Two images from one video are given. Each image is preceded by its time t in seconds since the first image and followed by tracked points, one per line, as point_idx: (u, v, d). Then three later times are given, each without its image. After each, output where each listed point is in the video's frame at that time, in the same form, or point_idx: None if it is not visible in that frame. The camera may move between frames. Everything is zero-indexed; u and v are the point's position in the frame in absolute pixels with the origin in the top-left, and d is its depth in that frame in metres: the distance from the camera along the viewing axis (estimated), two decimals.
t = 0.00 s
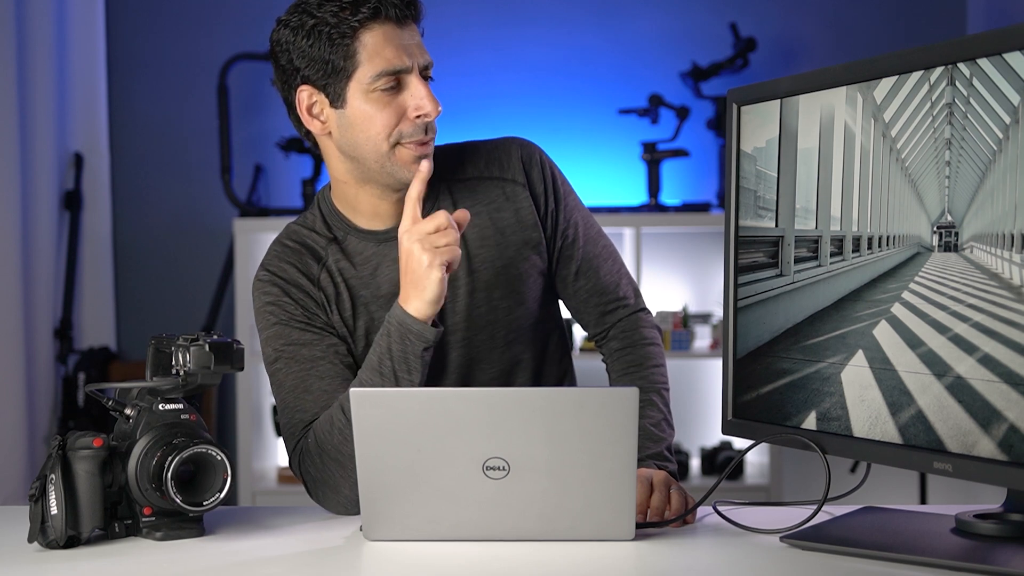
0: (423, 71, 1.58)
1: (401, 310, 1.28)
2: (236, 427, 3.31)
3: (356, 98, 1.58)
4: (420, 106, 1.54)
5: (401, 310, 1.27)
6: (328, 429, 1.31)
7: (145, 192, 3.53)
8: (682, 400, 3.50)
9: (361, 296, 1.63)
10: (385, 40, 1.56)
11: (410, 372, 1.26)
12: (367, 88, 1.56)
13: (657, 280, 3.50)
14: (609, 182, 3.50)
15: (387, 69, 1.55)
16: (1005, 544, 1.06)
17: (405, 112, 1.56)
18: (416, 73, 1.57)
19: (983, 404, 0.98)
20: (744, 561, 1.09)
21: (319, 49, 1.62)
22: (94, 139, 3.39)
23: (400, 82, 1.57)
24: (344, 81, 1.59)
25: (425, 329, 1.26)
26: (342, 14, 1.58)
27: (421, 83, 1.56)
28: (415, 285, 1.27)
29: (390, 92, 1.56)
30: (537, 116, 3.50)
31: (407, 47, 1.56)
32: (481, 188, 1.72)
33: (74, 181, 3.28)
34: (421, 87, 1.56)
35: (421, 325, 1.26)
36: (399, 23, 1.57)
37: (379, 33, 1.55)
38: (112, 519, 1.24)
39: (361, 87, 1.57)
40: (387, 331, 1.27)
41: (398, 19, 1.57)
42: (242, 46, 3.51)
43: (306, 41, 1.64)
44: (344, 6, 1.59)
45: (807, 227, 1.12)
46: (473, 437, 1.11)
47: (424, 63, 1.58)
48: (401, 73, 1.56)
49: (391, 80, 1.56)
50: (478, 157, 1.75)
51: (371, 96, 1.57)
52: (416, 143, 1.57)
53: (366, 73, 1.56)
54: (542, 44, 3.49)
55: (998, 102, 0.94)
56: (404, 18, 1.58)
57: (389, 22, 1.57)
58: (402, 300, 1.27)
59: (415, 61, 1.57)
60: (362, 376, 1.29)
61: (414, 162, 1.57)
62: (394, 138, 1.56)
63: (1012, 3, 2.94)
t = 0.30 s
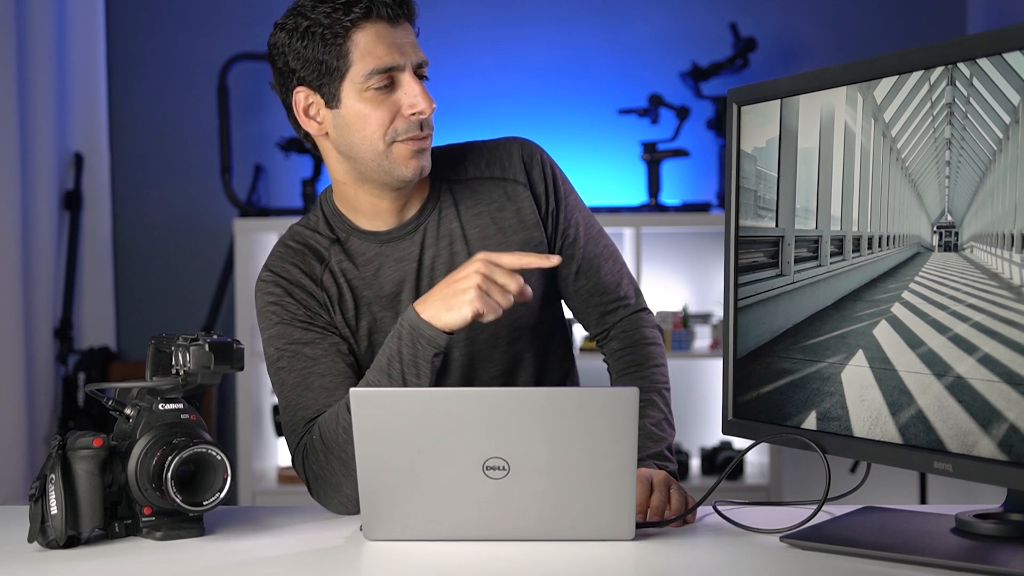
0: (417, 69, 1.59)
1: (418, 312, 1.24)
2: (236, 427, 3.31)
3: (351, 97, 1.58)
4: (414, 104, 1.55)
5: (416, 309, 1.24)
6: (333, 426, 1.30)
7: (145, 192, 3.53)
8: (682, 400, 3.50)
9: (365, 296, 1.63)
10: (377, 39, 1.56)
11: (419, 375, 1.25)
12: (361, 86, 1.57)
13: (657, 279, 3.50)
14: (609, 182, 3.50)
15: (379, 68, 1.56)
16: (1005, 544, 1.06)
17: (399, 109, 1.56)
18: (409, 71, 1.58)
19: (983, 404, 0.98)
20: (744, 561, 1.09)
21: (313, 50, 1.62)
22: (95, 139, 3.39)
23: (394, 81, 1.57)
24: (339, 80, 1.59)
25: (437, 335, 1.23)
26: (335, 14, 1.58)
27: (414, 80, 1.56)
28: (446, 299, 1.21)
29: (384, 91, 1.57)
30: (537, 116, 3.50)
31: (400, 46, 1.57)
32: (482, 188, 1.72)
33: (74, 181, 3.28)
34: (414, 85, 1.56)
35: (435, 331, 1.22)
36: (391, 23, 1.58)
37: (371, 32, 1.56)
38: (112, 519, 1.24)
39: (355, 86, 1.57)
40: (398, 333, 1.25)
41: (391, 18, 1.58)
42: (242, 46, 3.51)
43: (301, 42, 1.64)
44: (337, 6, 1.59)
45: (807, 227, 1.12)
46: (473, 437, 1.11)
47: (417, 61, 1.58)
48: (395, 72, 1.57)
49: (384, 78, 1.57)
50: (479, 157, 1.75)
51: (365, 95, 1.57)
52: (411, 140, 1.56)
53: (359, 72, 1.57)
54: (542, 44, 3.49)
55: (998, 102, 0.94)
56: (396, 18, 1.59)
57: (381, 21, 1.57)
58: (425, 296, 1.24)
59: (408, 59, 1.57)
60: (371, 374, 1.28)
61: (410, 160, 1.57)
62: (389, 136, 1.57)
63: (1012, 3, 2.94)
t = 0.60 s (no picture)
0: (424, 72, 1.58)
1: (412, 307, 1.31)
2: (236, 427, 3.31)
3: (357, 100, 1.58)
4: (420, 107, 1.54)
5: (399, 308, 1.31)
6: (329, 424, 1.31)
7: (145, 192, 3.53)
8: (682, 400, 3.50)
9: (368, 297, 1.62)
10: (384, 42, 1.56)
11: (411, 366, 1.29)
12: (367, 89, 1.56)
13: (657, 279, 3.50)
14: (609, 182, 3.50)
15: (386, 71, 1.55)
16: (1005, 544, 1.06)
17: (406, 112, 1.55)
18: (416, 74, 1.57)
19: (983, 404, 0.98)
20: (744, 561, 1.09)
21: (319, 52, 1.62)
22: (95, 139, 3.39)
23: (400, 84, 1.57)
24: (345, 83, 1.59)
25: (426, 322, 1.29)
26: (341, 17, 1.59)
27: (421, 83, 1.56)
28: (417, 276, 1.32)
29: (391, 94, 1.56)
30: (537, 116, 3.50)
31: (407, 49, 1.56)
32: (486, 189, 1.72)
33: (74, 181, 3.28)
34: (421, 88, 1.55)
35: (422, 319, 1.29)
36: (398, 25, 1.57)
37: (378, 35, 1.56)
38: (112, 519, 1.24)
39: (362, 89, 1.57)
40: (387, 327, 1.31)
41: (398, 20, 1.57)
42: (241, 46, 3.51)
43: (307, 44, 1.64)
44: (343, 9, 1.59)
45: (807, 227, 1.12)
46: (473, 437, 1.11)
47: (424, 64, 1.58)
48: (401, 75, 1.56)
49: (391, 81, 1.56)
50: (483, 158, 1.75)
51: (372, 98, 1.57)
52: (417, 143, 1.56)
53: (366, 75, 1.56)
54: (542, 44, 3.49)
55: (998, 102, 0.94)
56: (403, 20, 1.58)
57: (388, 24, 1.57)
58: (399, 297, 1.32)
59: (415, 62, 1.57)
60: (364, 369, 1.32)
61: (416, 162, 1.57)
62: (395, 139, 1.56)
63: (1012, 3, 2.93)
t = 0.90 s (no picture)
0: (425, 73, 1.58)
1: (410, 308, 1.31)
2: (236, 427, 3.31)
3: (359, 101, 1.58)
4: (422, 108, 1.54)
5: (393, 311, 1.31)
6: (327, 424, 1.31)
7: (145, 192, 3.53)
8: (682, 400, 3.50)
9: (369, 297, 1.62)
10: (386, 43, 1.56)
11: (407, 367, 1.29)
12: (369, 90, 1.56)
13: (657, 279, 3.50)
14: (609, 182, 3.50)
15: (388, 72, 1.55)
16: (1005, 544, 1.06)
17: (407, 113, 1.56)
18: (417, 74, 1.58)
19: (983, 404, 0.98)
20: (744, 561, 1.09)
21: (320, 53, 1.62)
22: (95, 139, 3.39)
23: (402, 84, 1.57)
24: (347, 83, 1.59)
25: (422, 316, 1.30)
26: (343, 18, 1.59)
27: (423, 84, 1.56)
28: (409, 278, 1.31)
29: (392, 94, 1.56)
30: (537, 116, 3.50)
31: (409, 49, 1.56)
32: (486, 189, 1.72)
33: (74, 181, 3.28)
34: (423, 89, 1.56)
35: (417, 320, 1.29)
36: (400, 25, 1.57)
37: (379, 36, 1.56)
38: (112, 519, 1.24)
39: (363, 90, 1.57)
40: (384, 327, 1.31)
41: (399, 21, 1.57)
42: (241, 46, 3.51)
43: (309, 45, 1.64)
44: (345, 10, 1.59)
45: (807, 227, 1.12)
46: (473, 437, 1.11)
47: (425, 64, 1.58)
48: (403, 75, 1.56)
49: (392, 82, 1.56)
50: (483, 157, 1.75)
51: (373, 99, 1.57)
52: (419, 144, 1.57)
53: (367, 76, 1.56)
54: (542, 44, 3.49)
55: (998, 102, 0.94)
56: (405, 21, 1.58)
57: (390, 24, 1.57)
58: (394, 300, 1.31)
59: (417, 63, 1.57)
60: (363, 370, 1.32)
61: (418, 163, 1.57)
62: (396, 139, 1.57)
63: (1012, 3, 2.93)
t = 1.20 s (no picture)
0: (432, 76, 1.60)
1: (405, 312, 1.21)
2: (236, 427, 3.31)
3: (366, 104, 1.59)
4: (429, 112, 1.57)
5: (400, 305, 1.22)
6: (327, 425, 1.30)
7: (145, 192, 3.53)
8: (682, 400, 3.50)
9: (367, 297, 1.62)
10: (393, 46, 1.57)
11: (404, 371, 1.23)
12: (376, 93, 1.58)
13: (657, 279, 3.50)
14: (609, 182, 3.50)
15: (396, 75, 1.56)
16: (1005, 544, 1.06)
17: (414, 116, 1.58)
18: (424, 78, 1.59)
19: (983, 404, 0.98)
20: (744, 561, 1.09)
21: (327, 55, 1.62)
22: (94, 139, 3.39)
23: (409, 88, 1.58)
24: (354, 86, 1.59)
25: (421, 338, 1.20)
26: (349, 19, 1.59)
27: (429, 88, 1.58)
28: (440, 310, 1.17)
29: (399, 98, 1.58)
30: (537, 116, 3.50)
31: (416, 53, 1.58)
32: (485, 189, 1.72)
33: (74, 181, 3.28)
34: (430, 93, 1.58)
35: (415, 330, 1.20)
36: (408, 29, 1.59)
37: (388, 40, 1.57)
38: (112, 519, 1.24)
39: (370, 93, 1.58)
40: (383, 331, 1.23)
41: (407, 25, 1.59)
42: (241, 46, 3.51)
43: (313, 46, 1.64)
44: (351, 12, 1.59)
45: (807, 227, 1.12)
46: (472, 437, 1.11)
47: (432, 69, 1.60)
48: (411, 79, 1.58)
49: (400, 86, 1.57)
50: (482, 157, 1.75)
51: (380, 102, 1.58)
52: (424, 147, 1.59)
53: (374, 79, 1.57)
54: (542, 44, 3.49)
55: (998, 102, 0.94)
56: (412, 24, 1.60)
57: (398, 28, 1.58)
58: (414, 294, 1.21)
59: (423, 66, 1.59)
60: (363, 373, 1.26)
61: (421, 166, 1.59)
62: (402, 142, 1.58)
63: (1012, 3, 2.93)
